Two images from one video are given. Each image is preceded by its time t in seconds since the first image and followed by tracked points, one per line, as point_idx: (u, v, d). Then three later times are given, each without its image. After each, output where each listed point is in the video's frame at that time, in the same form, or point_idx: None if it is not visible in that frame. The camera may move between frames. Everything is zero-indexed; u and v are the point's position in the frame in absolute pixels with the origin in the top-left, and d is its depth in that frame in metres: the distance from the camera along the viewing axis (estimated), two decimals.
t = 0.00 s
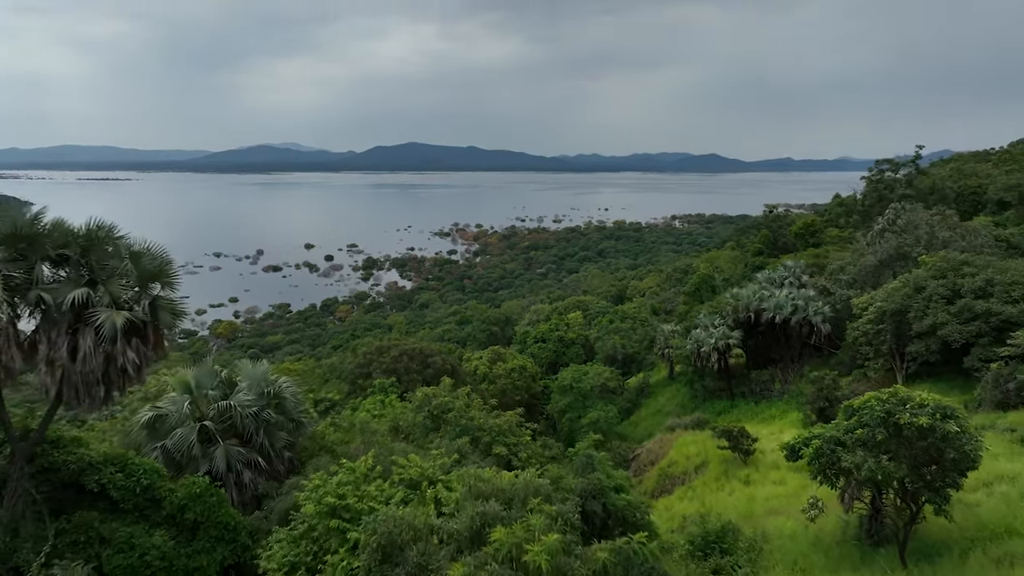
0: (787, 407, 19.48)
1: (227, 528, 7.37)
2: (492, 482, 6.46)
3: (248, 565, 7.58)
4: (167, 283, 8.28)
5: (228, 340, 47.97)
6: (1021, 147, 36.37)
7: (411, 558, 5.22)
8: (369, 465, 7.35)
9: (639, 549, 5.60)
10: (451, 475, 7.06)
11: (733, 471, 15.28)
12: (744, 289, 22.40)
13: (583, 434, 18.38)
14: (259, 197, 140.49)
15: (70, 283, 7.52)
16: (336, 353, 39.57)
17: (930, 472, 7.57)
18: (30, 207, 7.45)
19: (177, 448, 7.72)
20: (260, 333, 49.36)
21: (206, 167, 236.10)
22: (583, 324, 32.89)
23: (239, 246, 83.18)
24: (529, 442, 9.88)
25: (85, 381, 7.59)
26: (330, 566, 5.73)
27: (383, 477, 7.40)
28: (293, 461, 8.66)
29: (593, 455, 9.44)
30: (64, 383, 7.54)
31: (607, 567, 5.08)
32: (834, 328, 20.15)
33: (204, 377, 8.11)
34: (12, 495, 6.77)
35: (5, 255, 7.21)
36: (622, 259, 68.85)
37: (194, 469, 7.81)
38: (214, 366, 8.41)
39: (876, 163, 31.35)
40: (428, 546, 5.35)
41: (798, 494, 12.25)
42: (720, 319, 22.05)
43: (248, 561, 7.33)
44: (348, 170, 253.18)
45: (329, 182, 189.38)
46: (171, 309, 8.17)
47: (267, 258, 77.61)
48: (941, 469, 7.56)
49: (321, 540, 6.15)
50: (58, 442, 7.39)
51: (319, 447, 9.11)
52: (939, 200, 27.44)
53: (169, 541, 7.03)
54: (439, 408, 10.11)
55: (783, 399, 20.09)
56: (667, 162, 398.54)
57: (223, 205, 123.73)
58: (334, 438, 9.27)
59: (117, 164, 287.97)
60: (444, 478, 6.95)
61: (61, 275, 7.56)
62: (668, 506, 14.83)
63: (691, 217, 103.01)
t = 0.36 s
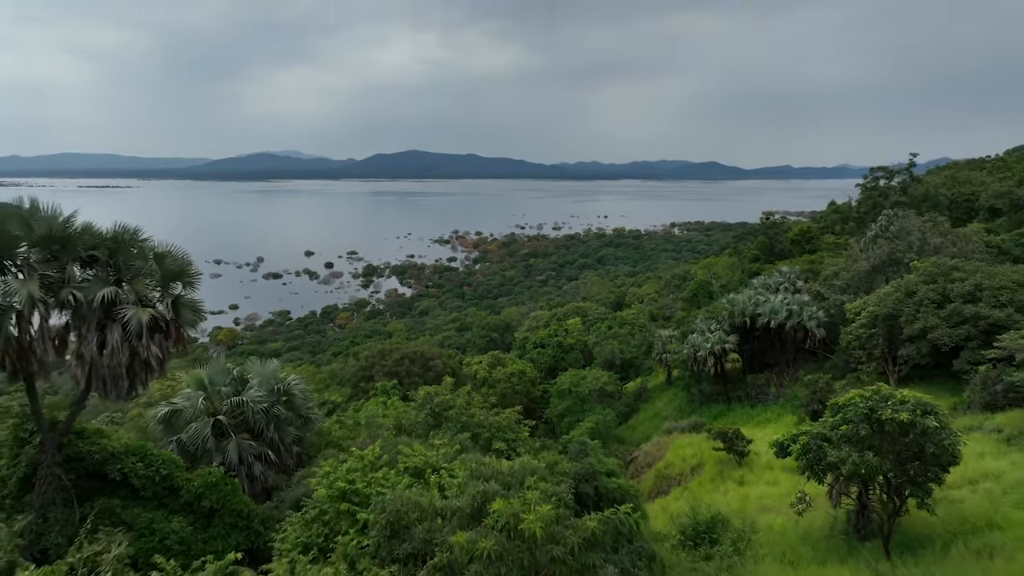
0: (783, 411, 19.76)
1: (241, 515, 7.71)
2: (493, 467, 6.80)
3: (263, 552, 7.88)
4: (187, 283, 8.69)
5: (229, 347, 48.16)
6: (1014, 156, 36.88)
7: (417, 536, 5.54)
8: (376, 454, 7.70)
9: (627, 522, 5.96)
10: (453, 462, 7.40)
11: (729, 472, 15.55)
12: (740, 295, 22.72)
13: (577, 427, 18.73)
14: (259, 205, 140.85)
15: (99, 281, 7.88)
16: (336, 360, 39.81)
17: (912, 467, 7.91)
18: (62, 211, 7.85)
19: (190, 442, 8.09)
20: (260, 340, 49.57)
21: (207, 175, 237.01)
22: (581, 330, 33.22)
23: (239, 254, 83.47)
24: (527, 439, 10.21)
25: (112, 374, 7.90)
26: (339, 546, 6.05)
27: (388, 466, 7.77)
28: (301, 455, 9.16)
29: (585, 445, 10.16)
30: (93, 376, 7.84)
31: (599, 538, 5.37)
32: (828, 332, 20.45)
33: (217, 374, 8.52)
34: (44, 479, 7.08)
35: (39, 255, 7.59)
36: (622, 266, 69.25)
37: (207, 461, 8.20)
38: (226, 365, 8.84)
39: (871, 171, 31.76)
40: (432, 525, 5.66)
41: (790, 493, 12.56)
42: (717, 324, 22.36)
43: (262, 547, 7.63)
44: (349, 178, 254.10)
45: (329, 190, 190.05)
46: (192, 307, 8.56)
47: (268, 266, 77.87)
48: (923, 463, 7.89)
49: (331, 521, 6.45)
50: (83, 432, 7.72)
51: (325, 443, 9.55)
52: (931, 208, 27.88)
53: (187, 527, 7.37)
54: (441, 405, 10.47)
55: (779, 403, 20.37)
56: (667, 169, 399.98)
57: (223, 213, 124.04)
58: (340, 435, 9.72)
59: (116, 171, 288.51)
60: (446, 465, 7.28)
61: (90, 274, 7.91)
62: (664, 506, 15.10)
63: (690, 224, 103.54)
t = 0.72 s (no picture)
0: (778, 415, 20.02)
1: (254, 506, 8.05)
2: (493, 455, 7.15)
3: (274, 541, 8.24)
4: (204, 284, 9.04)
5: (229, 355, 48.30)
6: (1007, 164, 37.35)
7: (421, 517, 5.89)
8: (381, 446, 8.06)
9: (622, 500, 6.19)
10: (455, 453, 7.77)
11: (724, 474, 15.82)
12: (737, 301, 23.05)
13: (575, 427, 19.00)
14: (259, 212, 141.24)
15: (124, 282, 8.22)
16: (336, 366, 40.01)
17: (896, 463, 8.24)
18: (90, 217, 8.19)
19: (204, 437, 8.46)
20: (260, 347, 49.75)
21: (207, 183, 237.70)
22: (580, 336, 33.51)
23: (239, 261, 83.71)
24: (525, 437, 10.54)
25: (136, 369, 8.27)
26: (348, 529, 6.35)
27: (393, 457, 8.16)
28: (308, 451, 9.57)
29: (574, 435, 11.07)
30: (117, 371, 8.20)
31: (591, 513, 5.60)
32: (823, 337, 20.76)
33: (229, 372, 8.89)
34: (71, 468, 7.39)
35: (69, 257, 7.92)
36: (622, 273, 69.64)
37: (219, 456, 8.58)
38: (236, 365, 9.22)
39: (866, 179, 32.18)
40: (436, 507, 5.99)
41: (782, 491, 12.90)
42: (713, 329, 22.68)
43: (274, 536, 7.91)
44: (349, 185, 254.98)
45: (329, 198, 190.67)
46: (210, 307, 8.93)
47: (268, 273, 78.12)
48: (905, 458, 8.22)
49: (340, 507, 6.75)
50: (104, 426, 8.07)
51: (330, 440, 9.95)
52: (925, 215, 28.29)
53: (204, 515, 7.67)
54: (442, 405, 10.82)
55: (774, 407, 20.65)
56: (666, 177, 401.37)
57: (223, 220, 124.37)
58: (345, 432, 10.12)
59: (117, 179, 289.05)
60: (448, 455, 7.63)
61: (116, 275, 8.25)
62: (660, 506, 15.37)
63: (689, 232, 104.00)
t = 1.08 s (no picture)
0: (773, 419, 20.30)
1: (264, 497, 8.34)
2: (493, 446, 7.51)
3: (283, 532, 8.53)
4: (221, 286, 9.34)
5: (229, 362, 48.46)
6: (1002, 172, 37.76)
7: (426, 501, 6.20)
8: (386, 439, 8.43)
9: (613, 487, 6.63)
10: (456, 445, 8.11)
11: (718, 476, 16.08)
12: (733, 307, 23.36)
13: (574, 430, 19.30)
14: (259, 220, 141.68)
15: (146, 282, 8.53)
16: (336, 373, 40.21)
17: (882, 460, 8.56)
18: (114, 222, 8.56)
19: (215, 434, 8.81)
20: (260, 354, 49.92)
21: (207, 190, 238.32)
22: (579, 342, 33.83)
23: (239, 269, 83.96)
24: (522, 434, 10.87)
25: (156, 365, 8.57)
26: (357, 514, 6.63)
27: (397, 450, 8.51)
28: (315, 448, 9.89)
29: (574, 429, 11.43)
30: (138, 366, 8.51)
31: (579, 498, 6.26)
32: (817, 343, 21.06)
33: (239, 372, 9.25)
34: (93, 461, 7.79)
35: (95, 260, 8.28)
36: (621, 281, 69.99)
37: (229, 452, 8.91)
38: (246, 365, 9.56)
39: (861, 187, 32.58)
40: (439, 493, 6.35)
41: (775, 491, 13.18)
42: (710, 335, 22.99)
43: (286, 524, 8.19)
44: (349, 194, 255.64)
45: (329, 206, 191.02)
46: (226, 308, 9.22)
47: (268, 281, 78.35)
48: (890, 456, 8.55)
49: (349, 494, 7.04)
50: (123, 422, 8.46)
51: (335, 438, 10.28)
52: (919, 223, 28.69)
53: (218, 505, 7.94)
54: (443, 404, 11.18)
55: (770, 410, 20.93)
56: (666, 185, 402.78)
57: (223, 229, 124.65)
58: (350, 430, 10.45)
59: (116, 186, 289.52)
60: (450, 447, 7.99)
61: (138, 276, 8.56)
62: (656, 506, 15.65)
63: (688, 240, 104.42)
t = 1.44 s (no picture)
0: (769, 423, 20.56)
1: (274, 492, 8.62)
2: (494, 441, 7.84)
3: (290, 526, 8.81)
4: (233, 288, 9.66)
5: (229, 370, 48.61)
6: (996, 180, 38.20)
7: (429, 490, 6.65)
8: (391, 436, 8.75)
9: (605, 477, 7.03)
10: (457, 441, 8.43)
11: (714, 478, 16.34)
12: (730, 312, 23.65)
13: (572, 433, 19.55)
14: (259, 227, 142.01)
15: (163, 284, 8.84)
16: (336, 379, 40.40)
17: (869, 458, 8.86)
18: (133, 227, 8.87)
19: (226, 431, 9.11)
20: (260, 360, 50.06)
21: (208, 197, 238.76)
22: (578, 348, 34.09)
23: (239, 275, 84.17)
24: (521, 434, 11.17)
25: (171, 364, 8.88)
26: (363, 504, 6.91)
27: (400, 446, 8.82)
28: (320, 446, 10.18)
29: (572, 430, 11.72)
30: (154, 366, 8.80)
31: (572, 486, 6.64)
32: (813, 348, 21.35)
33: (248, 371, 9.57)
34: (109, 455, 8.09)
35: (115, 263, 8.58)
36: (621, 288, 70.32)
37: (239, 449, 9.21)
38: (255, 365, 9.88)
39: (857, 194, 32.95)
40: (442, 483, 6.76)
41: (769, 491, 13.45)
42: (707, 340, 23.27)
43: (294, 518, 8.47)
44: (349, 201, 256.21)
45: (329, 213, 191.50)
46: (239, 308, 9.54)
47: (268, 287, 78.54)
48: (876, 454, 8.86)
49: (355, 485, 7.30)
50: (139, 419, 8.75)
51: (339, 437, 10.58)
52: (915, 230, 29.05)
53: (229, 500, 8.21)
54: (444, 405, 11.52)
55: (766, 414, 21.20)
56: (665, 192, 403.67)
57: (223, 235, 124.88)
58: (353, 429, 10.75)
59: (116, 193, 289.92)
60: (452, 442, 8.34)
61: (155, 279, 8.87)
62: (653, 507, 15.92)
63: (688, 246, 104.82)
